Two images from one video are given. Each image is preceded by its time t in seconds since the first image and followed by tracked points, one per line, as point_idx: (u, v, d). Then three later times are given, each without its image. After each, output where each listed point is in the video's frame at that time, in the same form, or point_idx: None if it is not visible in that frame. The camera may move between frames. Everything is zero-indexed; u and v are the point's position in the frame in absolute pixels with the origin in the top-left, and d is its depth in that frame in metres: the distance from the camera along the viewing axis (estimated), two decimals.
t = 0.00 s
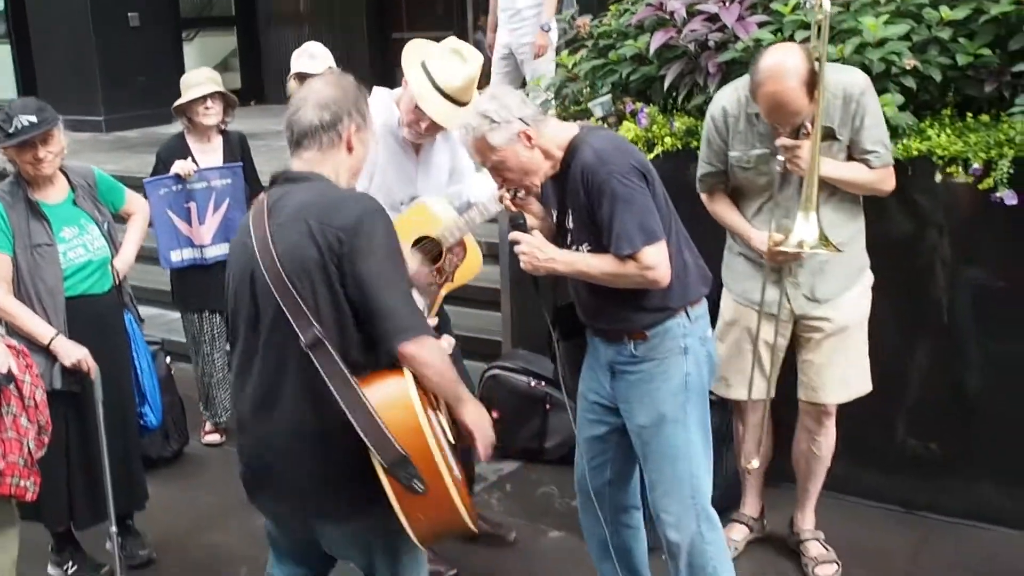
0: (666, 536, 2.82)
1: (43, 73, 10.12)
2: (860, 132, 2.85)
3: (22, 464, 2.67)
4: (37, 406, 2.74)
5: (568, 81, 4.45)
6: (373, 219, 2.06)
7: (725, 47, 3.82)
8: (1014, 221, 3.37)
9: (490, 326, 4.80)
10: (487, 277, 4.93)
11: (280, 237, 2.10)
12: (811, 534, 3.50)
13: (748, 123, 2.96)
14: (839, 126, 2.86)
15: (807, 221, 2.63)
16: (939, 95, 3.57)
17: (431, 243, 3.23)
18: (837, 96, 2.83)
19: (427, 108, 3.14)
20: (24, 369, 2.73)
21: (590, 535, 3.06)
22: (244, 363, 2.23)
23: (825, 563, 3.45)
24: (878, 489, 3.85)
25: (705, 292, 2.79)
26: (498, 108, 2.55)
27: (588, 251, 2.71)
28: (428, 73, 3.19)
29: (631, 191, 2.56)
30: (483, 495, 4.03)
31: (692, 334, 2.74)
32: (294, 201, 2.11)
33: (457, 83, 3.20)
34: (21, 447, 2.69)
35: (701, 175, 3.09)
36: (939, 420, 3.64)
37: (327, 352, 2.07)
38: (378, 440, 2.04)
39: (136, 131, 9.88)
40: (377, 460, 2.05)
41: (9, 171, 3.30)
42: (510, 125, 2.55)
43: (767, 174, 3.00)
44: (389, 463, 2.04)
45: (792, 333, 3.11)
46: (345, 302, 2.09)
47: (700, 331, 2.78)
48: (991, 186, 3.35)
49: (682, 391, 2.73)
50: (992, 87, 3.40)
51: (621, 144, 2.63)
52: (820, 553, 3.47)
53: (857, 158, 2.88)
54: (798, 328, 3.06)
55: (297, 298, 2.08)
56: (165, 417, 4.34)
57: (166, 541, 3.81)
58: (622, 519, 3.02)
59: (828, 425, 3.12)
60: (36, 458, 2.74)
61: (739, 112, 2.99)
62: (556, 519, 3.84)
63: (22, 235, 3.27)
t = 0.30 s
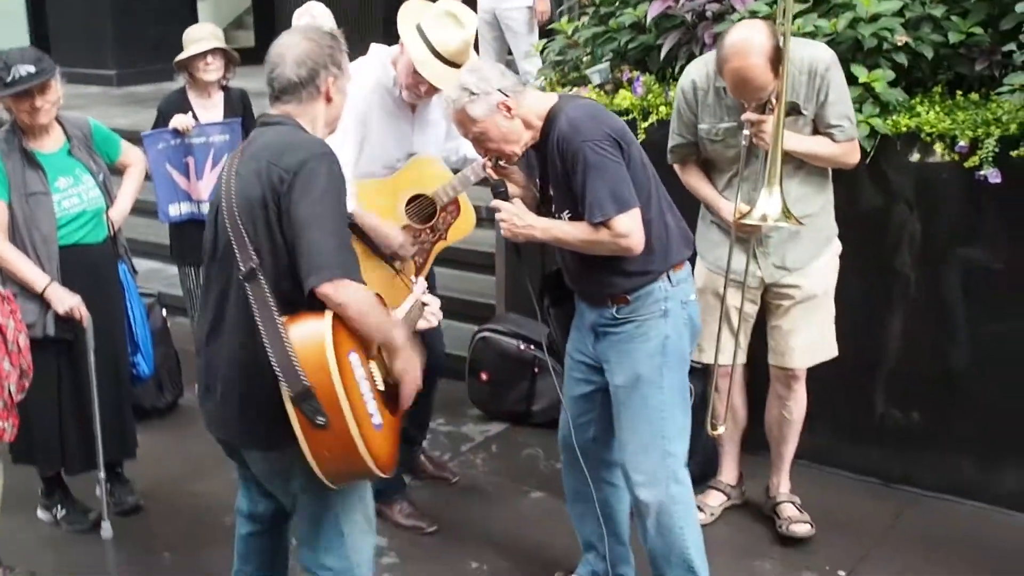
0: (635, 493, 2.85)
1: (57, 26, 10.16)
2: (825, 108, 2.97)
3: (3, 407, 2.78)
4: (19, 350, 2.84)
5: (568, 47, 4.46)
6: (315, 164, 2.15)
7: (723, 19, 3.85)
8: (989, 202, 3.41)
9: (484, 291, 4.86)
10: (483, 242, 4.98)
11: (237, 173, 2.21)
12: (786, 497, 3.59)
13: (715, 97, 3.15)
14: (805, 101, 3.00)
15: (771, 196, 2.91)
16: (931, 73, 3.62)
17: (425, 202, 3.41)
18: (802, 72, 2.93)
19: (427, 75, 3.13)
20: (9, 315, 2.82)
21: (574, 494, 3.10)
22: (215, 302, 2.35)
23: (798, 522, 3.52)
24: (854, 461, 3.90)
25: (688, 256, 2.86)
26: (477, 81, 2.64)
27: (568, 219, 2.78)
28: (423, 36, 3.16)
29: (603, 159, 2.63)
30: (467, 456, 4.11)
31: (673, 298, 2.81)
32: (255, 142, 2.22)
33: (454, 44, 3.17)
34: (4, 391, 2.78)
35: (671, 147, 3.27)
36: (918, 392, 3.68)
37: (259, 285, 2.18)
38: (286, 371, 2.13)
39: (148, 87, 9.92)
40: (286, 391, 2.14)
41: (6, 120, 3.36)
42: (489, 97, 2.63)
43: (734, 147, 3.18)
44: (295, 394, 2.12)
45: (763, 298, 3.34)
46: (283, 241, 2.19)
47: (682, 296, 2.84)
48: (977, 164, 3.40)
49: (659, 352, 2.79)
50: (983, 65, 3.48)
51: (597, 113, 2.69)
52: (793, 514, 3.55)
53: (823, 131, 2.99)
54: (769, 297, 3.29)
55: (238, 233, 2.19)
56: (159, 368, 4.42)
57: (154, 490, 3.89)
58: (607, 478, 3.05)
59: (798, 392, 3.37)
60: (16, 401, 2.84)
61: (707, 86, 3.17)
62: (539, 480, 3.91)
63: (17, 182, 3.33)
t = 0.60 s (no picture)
0: (634, 462, 2.87)
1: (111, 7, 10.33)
2: (846, 85, 3.07)
3: (36, 366, 3.14)
4: (45, 311, 3.19)
5: (601, 27, 4.49)
6: (313, 126, 2.28)
7: None
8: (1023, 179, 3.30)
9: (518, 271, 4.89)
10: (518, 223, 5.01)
11: (254, 137, 2.39)
12: (813, 481, 3.48)
13: (734, 78, 3.23)
14: (824, 80, 3.08)
15: (794, 175, 2.95)
16: (968, 52, 3.57)
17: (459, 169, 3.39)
18: (822, 51, 3.06)
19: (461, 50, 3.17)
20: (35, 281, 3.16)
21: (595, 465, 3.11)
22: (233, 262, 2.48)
23: (824, 507, 3.40)
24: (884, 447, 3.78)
25: (713, 229, 2.86)
26: (504, 49, 2.61)
27: (593, 189, 2.76)
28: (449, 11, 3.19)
29: (627, 128, 2.61)
30: (495, 433, 4.15)
31: (698, 271, 2.81)
32: (272, 108, 2.38)
33: (480, 15, 3.20)
34: (35, 350, 3.14)
35: (691, 130, 3.36)
36: (951, 374, 3.55)
37: (257, 238, 2.36)
38: (278, 320, 2.28)
39: (198, 67, 10.05)
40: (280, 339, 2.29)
41: (47, 96, 3.43)
42: (515, 65, 2.62)
43: (754, 127, 3.25)
44: (285, 341, 2.28)
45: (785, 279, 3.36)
46: (283, 199, 2.34)
47: (707, 270, 2.84)
48: (1013, 146, 3.30)
49: (679, 323, 2.80)
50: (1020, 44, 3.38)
51: (621, 83, 2.67)
52: (820, 497, 3.43)
53: (841, 110, 3.11)
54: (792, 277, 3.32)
55: (247, 191, 2.37)
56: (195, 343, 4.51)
57: (185, 462, 3.97)
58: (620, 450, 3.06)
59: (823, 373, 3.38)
60: (47, 360, 3.20)
61: (725, 68, 3.25)
62: (564, 459, 3.94)
63: (56, 157, 3.39)
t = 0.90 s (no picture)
0: (660, 451, 2.83)
1: None
2: (885, 69, 3.12)
3: (68, 335, 3.28)
4: (74, 280, 3.34)
5: (648, 15, 4.51)
6: (350, 108, 2.29)
7: None
8: None
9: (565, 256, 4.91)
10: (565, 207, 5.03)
11: (296, 118, 2.42)
12: (853, 467, 3.46)
13: (774, 64, 3.23)
14: (863, 65, 3.13)
15: (836, 157, 2.94)
16: (1014, 36, 3.51)
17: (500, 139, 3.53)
18: (860, 35, 3.09)
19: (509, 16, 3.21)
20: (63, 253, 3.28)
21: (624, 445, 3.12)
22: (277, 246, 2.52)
23: (865, 493, 3.38)
24: (932, 433, 3.74)
25: (751, 222, 2.77)
26: (539, 49, 2.61)
27: (629, 186, 2.70)
28: None
29: (661, 125, 2.54)
30: (538, 415, 4.18)
31: (733, 265, 2.73)
32: (313, 92, 2.41)
33: None
34: (66, 319, 3.28)
35: (731, 117, 3.36)
36: (995, 360, 3.52)
37: (298, 219, 2.41)
38: (315, 289, 2.32)
39: (258, 54, 10.17)
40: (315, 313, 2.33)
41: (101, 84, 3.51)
42: (550, 64, 2.60)
43: (794, 113, 3.25)
44: (321, 317, 2.31)
45: (825, 263, 3.36)
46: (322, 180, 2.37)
47: (742, 263, 2.76)
48: None
49: (710, 318, 2.73)
50: None
51: (658, 79, 2.60)
52: (861, 484, 3.41)
53: (881, 95, 3.16)
54: (833, 261, 3.31)
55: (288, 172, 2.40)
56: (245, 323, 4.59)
57: (232, 441, 4.04)
58: (650, 433, 3.06)
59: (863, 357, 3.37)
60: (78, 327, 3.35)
61: (765, 54, 3.26)
62: (604, 441, 3.96)
63: (106, 139, 3.46)
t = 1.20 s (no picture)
0: (666, 443, 2.85)
1: None
2: (886, 69, 3.15)
3: (79, 323, 3.40)
4: (86, 272, 3.41)
5: (656, 14, 4.55)
6: (358, 120, 2.33)
7: None
8: None
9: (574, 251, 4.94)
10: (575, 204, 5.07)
11: (300, 129, 2.45)
12: (856, 464, 3.48)
13: (778, 63, 3.26)
14: (865, 64, 3.16)
15: (839, 154, 2.95)
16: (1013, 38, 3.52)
17: (501, 135, 3.54)
18: (862, 35, 3.12)
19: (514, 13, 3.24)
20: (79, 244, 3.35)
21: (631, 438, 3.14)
22: (281, 248, 2.56)
23: (867, 491, 3.41)
24: (935, 429, 3.75)
25: (753, 218, 2.79)
26: (545, 47, 2.62)
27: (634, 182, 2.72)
28: None
29: (664, 124, 2.56)
30: (545, 409, 4.21)
31: (737, 260, 2.75)
32: (315, 103, 2.44)
33: None
34: (78, 309, 3.39)
35: (736, 114, 3.39)
36: (997, 357, 3.54)
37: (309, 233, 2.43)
38: (326, 305, 2.34)
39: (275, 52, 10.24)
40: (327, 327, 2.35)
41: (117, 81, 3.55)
42: (555, 62, 2.62)
43: (797, 111, 3.28)
44: (333, 330, 2.33)
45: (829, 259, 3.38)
46: (332, 190, 2.40)
47: (746, 258, 2.77)
48: None
49: (715, 312, 2.75)
50: None
51: (661, 78, 2.63)
52: (863, 482, 3.44)
53: (882, 93, 3.19)
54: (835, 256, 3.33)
55: (297, 182, 2.44)
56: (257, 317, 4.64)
57: (242, 434, 4.08)
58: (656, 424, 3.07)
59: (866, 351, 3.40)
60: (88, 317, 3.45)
61: (769, 53, 3.28)
62: (610, 435, 3.99)
63: (122, 134, 3.51)
